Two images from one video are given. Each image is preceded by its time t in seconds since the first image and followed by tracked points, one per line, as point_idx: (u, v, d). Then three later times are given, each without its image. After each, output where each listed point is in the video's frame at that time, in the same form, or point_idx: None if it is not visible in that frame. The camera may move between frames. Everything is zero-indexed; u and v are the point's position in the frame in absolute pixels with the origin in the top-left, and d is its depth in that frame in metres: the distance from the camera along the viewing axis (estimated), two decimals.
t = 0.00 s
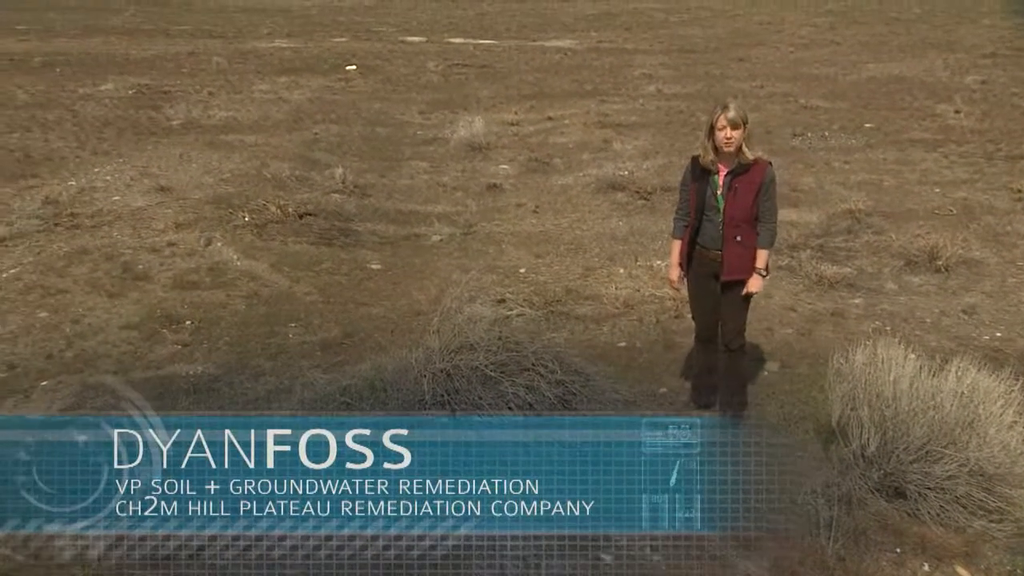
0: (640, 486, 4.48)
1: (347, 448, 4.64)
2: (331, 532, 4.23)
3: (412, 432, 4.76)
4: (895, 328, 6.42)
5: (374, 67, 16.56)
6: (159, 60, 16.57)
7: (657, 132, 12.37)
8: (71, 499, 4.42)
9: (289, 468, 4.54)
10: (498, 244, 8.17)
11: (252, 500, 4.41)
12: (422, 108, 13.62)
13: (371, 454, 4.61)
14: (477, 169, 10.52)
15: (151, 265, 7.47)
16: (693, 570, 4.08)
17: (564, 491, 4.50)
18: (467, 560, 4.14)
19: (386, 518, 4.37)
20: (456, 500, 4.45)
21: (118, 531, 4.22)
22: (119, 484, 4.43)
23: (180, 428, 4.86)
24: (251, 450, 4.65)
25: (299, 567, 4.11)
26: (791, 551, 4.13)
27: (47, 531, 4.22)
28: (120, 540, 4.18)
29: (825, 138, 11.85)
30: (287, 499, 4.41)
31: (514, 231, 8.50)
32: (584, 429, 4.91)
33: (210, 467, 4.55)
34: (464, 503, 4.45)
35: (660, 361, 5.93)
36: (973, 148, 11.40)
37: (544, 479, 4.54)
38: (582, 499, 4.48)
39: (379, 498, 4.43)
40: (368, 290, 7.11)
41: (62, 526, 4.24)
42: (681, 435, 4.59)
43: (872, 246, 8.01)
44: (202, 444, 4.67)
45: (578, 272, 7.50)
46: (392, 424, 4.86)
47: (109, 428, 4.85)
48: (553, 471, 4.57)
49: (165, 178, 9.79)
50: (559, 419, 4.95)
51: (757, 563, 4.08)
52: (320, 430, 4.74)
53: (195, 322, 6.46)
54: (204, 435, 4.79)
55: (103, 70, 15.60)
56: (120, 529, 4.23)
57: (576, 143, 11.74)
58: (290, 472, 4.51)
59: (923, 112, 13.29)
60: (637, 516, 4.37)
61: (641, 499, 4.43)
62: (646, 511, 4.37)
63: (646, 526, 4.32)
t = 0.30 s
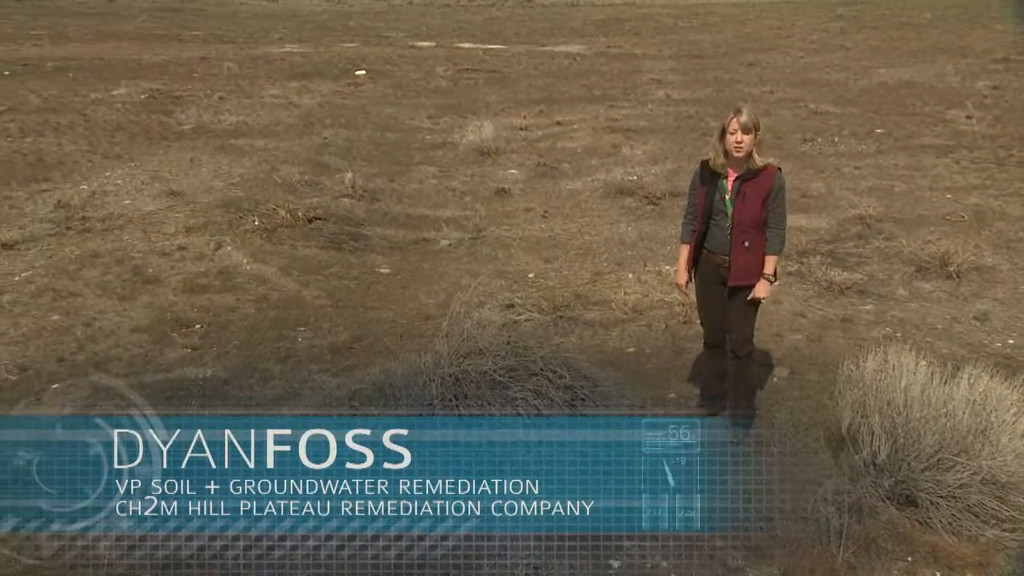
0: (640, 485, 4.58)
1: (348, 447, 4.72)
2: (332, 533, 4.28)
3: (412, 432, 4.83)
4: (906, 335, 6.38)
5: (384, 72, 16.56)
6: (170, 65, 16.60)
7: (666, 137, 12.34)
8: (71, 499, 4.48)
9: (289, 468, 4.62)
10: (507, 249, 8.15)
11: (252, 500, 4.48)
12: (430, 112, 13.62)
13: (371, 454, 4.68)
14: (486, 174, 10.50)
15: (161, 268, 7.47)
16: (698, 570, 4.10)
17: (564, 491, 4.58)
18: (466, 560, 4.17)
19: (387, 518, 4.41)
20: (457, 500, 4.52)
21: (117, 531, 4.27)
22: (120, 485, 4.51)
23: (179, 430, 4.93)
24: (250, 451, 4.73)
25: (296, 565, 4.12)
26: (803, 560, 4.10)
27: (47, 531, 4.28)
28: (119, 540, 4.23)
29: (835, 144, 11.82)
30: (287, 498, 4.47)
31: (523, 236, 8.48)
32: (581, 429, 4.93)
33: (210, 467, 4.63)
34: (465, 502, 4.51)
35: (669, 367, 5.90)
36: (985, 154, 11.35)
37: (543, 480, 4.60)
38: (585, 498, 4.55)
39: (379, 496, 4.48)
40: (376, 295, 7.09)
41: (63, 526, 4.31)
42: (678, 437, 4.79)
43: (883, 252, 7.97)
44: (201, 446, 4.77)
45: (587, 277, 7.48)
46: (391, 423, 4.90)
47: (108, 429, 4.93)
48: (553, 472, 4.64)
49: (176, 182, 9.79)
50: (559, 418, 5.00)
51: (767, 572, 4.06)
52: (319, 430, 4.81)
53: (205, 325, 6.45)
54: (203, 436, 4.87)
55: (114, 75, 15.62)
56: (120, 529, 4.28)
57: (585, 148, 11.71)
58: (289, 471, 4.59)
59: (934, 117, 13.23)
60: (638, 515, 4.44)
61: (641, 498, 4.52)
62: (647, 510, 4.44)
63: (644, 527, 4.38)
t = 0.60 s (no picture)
0: (640, 486, 4.60)
1: (347, 448, 4.74)
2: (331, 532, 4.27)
3: (411, 433, 4.86)
4: (917, 341, 6.34)
5: (393, 77, 16.57)
6: (181, 71, 16.64)
7: (675, 142, 12.32)
8: (71, 498, 4.48)
9: (289, 468, 4.63)
10: (516, 253, 8.13)
11: (252, 500, 4.48)
12: (439, 117, 13.61)
13: (369, 456, 4.70)
14: (495, 179, 10.50)
15: (172, 272, 7.47)
16: (701, 569, 4.10)
17: (563, 491, 4.59)
18: (465, 560, 4.16)
19: (387, 517, 4.40)
20: (457, 500, 4.51)
21: (118, 531, 4.27)
22: (121, 485, 4.50)
23: (179, 428, 4.93)
24: (250, 450, 4.74)
25: (296, 563, 4.12)
26: (814, 567, 4.07)
27: (48, 531, 4.28)
28: (120, 540, 4.24)
29: (845, 149, 11.78)
30: (288, 498, 4.47)
31: (531, 241, 8.47)
32: (578, 429, 4.97)
33: (210, 467, 4.63)
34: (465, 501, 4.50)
35: (678, 373, 5.87)
36: (996, 160, 11.30)
37: (543, 479, 4.61)
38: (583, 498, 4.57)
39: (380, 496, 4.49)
40: (385, 299, 7.08)
41: (63, 526, 4.31)
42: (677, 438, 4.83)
43: (893, 258, 7.94)
44: (200, 445, 4.76)
45: (595, 282, 7.46)
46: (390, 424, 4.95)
47: (108, 429, 4.92)
48: (553, 473, 4.64)
49: (186, 186, 9.80)
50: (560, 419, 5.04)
51: None
52: (319, 431, 4.86)
53: (215, 329, 6.45)
54: (204, 434, 4.87)
55: (126, 80, 15.67)
56: (120, 529, 4.29)
57: (594, 153, 11.70)
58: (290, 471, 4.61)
59: (945, 123, 13.19)
60: (638, 516, 4.46)
61: (641, 500, 4.54)
62: (647, 511, 4.46)
63: (643, 527, 4.40)
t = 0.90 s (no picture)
0: (640, 486, 4.61)
1: (347, 448, 4.77)
2: (331, 533, 4.29)
3: (411, 434, 4.90)
4: (928, 348, 6.30)
5: (403, 81, 16.57)
6: (193, 75, 16.67)
7: (685, 147, 12.30)
8: (72, 498, 4.49)
9: (289, 467, 4.65)
10: (525, 258, 8.11)
11: (252, 500, 4.48)
12: (449, 121, 13.61)
13: (369, 456, 4.73)
14: (504, 183, 10.48)
15: (183, 275, 7.47)
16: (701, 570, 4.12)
17: (563, 492, 4.58)
18: (466, 560, 4.18)
19: (387, 518, 4.41)
20: (456, 501, 4.52)
21: (118, 532, 4.28)
22: (122, 485, 4.51)
23: (180, 428, 4.96)
24: (250, 450, 4.77)
25: (296, 563, 4.13)
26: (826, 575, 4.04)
27: (49, 531, 4.29)
28: (120, 539, 4.25)
29: (856, 155, 11.74)
30: (288, 497, 4.48)
31: (541, 245, 8.45)
32: (579, 427, 5.02)
33: (210, 467, 4.65)
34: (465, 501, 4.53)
35: (688, 378, 5.85)
36: (1008, 166, 11.25)
37: (542, 479, 4.62)
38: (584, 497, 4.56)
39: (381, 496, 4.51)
40: (394, 303, 7.07)
41: (64, 526, 4.32)
42: (679, 438, 4.88)
43: (904, 264, 7.89)
44: (201, 445, 4.78)
45: (605, 287, 7.44)
46: (390, 424, 5.00)
47: (109, 430, 4.94)
48: (552, 473, 4.66)
49: (197, 190, 9.81)
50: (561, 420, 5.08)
51: None
52: (320, 431, 4.90)
53: (225, 332, 6.45)
54: (205, 434, 4.88)
55: (137, 84, 15.70)
56: (120, 528, 4.30)
57: (603, 158, 11.68)
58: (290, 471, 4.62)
59: (957, 128, 13.14)
60: (638, 516, 4.47)
61: (641, 498, 4.55)
62: (646, 511, 4.49)
63: (643, 526, 4.43)
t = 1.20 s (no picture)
0: (640, 486, 4.61)
1: (346, 448, 4.78)
2: (331, 532, 4.28)
3: (411, 433, 4.90)
4: (940, 353, 6.26)
5: (412, 85, 16.58)
6: (204, 79, 16.70)
7: (694, 151, 12.27)
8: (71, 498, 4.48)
9: (289, 467, 4.65)
10: (533, 262, 8.09)
11: (252, 500, 4.49)
12: (458, 125, 13.60)
13: (370, 455, 4.73)
14: (513, 187, 10.46)
15: (193, 278, 7.47)
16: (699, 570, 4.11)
17: (563, 492, 4.59)
18: (466, 560, 4.17)
19: (388, 517, 4.42)
20: (457, 500, 4.54)
21: (117, 532, 4.27)
22: (122, 485, 4.51)
23: (181, 426, 4.96)
24: (251, 449, 4.77)
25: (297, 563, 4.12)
26: None
27: (50, 530, 4.29)
28: (120, 541, 4.23)
29: (866, 159, 11.70)
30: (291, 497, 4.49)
31: (550, 249, 8.42)
32: (581, 428, 5.02)
33: (210, 467, 4.65)
34: (465, 501, 4.54)
35: (697, 383, 5.81)
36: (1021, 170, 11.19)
37: (542, 479, 4.63)
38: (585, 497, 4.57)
39: (383, 497, 4.50)
40: (403, 306, 7.05)
41: (64, 527, 4.31)
42: (679, 437, 4.83)
43: (916, 269, 7.85)
44: (201, 444, 4.79)
45: (614, 291, 7.41)
46: (391, 425, 5.01)
47: (108, 427, 4.93)
48: (553, 472, 4.67)
49: (208, 193, 9.81)
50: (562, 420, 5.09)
51: None
52: (320, 430, 4.89)
53: (234, 335, 6.44)
54: (205, 433, 4.89)
55: (149, 87, 15.73)
56: (119, 529, 4.29)
57: (612, 161, 11.65)
58: (292, 471, 4.62)
59: (969, 132, 13.08)
60: (638, 516, 4.47)
61: (641, 498, 4.55)
62: (647, 511, 4.47)
63: (644, 526, 4.42)
